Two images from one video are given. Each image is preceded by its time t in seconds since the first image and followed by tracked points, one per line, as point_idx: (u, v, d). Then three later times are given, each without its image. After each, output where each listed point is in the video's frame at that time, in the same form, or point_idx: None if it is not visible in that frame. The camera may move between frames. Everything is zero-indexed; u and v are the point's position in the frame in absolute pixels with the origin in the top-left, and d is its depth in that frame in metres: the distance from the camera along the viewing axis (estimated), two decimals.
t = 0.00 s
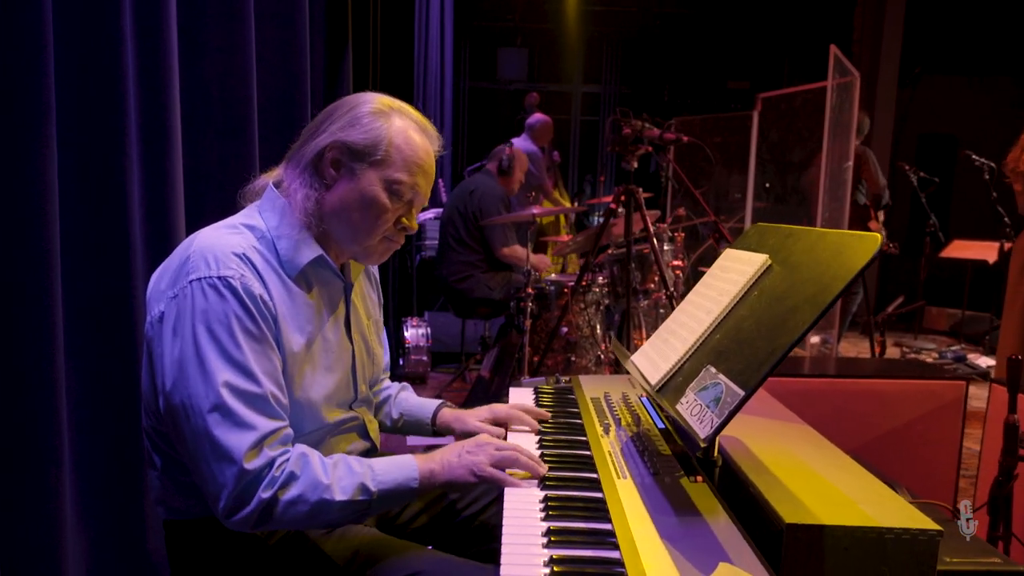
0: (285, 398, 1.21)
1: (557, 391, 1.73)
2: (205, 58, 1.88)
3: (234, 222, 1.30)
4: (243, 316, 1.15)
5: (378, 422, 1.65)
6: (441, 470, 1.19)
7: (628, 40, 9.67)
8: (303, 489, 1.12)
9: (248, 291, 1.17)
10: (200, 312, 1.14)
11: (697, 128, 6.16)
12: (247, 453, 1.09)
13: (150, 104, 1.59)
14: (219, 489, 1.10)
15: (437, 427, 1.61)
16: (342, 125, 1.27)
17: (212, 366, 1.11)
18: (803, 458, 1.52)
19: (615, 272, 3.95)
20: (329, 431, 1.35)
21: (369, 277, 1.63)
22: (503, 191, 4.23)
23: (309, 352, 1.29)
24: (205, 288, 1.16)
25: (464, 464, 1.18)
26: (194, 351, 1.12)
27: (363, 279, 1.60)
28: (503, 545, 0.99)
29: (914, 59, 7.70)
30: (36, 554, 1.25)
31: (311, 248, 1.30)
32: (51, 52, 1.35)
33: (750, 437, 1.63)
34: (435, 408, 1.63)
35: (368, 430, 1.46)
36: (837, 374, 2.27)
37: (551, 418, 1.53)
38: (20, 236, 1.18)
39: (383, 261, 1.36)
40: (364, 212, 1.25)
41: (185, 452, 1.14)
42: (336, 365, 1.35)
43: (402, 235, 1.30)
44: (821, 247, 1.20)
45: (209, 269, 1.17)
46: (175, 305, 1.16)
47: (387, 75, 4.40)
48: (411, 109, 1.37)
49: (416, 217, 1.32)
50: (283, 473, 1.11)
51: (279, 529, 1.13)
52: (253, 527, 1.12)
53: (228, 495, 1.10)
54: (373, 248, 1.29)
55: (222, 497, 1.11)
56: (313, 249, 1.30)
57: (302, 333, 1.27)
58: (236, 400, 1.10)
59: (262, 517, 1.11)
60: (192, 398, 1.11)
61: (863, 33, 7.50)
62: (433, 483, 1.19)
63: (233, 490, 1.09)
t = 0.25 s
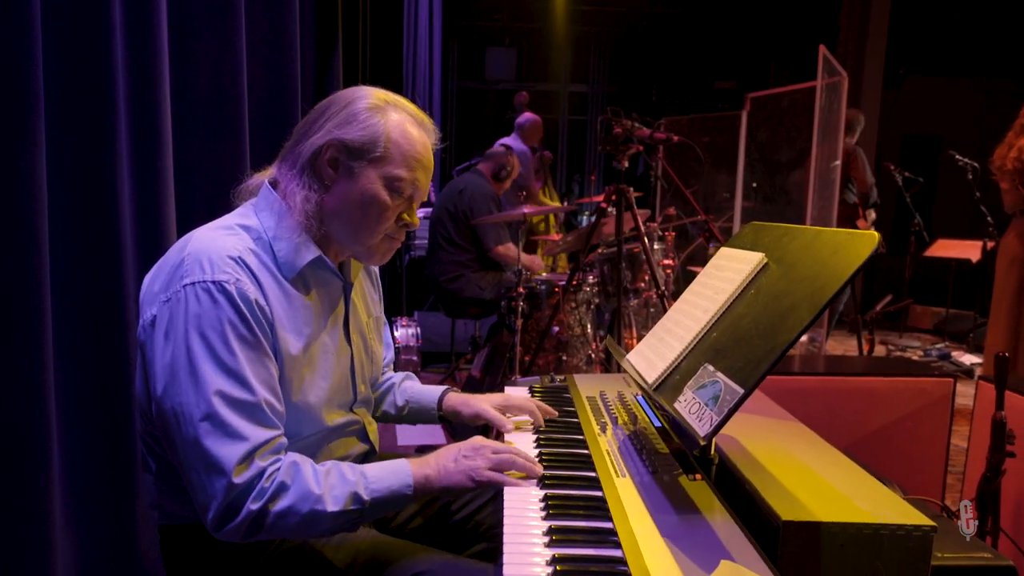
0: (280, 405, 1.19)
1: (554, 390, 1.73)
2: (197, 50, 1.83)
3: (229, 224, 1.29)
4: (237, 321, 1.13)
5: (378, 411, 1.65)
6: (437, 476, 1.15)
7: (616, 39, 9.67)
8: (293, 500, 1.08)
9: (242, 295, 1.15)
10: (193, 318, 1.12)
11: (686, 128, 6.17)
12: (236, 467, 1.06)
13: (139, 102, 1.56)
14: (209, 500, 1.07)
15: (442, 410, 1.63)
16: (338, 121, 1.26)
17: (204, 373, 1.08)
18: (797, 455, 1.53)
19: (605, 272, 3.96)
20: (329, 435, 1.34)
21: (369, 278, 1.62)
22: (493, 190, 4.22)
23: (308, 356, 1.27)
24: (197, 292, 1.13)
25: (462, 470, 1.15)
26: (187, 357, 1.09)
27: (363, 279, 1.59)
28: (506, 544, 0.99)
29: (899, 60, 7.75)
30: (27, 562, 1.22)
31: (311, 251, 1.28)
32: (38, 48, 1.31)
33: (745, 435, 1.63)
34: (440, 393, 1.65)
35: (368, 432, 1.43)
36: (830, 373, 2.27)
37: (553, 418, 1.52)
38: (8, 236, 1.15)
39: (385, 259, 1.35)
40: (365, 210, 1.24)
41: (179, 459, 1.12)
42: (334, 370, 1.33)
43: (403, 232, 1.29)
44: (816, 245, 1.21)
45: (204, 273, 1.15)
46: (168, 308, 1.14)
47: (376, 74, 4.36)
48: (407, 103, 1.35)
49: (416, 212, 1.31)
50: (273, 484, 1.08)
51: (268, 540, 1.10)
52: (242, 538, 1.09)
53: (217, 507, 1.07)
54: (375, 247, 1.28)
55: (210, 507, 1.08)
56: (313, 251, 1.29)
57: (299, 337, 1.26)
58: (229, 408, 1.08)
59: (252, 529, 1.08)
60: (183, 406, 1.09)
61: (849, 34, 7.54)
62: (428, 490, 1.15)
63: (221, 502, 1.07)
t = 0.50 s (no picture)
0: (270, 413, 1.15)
1: (546, 389, 1.73)
2: (186, 47, 1.81)
3: (222, 226, 1.27)
4: (227, 329, 1.10)
5: (373, 419, 1.65)
6: (435, 497, 1.08)
7: (601, 39, 9.69)
8: (275, 515, 1.02)
9: (232, 301, 1.12)
10: (181, 324, 1.09)
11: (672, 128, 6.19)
12: (215, 482, 1.03)
13: (127, 101, 1.54)
14: (191, 511, 1.04)
15: (433, 425, 1.60)
16: (332, 130, 1.22)
17: (191, 381, 1.05)
18: (789, 453, 1.53)
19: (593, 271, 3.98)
20: (322, 440, 1.32)
21: (364, 278, 1.61)
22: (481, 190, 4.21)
23: (303, 361, 1.25)
24: (186, 298, 1.10)
25: (463, 491, 1.07)
26: (174, 365, 1.07)
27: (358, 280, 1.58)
28: (504, 545, 0.99)
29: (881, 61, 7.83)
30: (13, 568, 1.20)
31: (305, 256, 1.27)
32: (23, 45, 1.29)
33: (737, 434, 1.64)
34: (432, 407, 1.63)
35: (362, 436, 1.43)
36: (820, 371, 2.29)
37: (546, 417, 1.52)
38: None
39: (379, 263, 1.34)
40: (361, 218, 1.23)
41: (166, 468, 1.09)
42: (328, 373, 1.32)
43: (398, 237, 1.29)
44: (810, 244, 1.22)
45: (194, 278, 1.12)
46: (156, 313, 1.11)
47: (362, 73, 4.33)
48: (400, 102, 1.32)
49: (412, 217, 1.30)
50: (255, 496, 1.03)
51: (249, 553, 1.05)
52: (224, 550, 1.05)
53: (198, 519, 1.03)
54: (370, 253, 1.27)
55: (193, 518, 1.04)
56: (307, 255, 1.27)
57: (293, 344, 1.23)
58: (216, 418, 1.04)
59: (232, 542, 1.03)
60: (169, 415, 1.05)
61: (832, 35, 7.61)
62: (426, 511, 1.08)
63: (201, 515, 1.03)
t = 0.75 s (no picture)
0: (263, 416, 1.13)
1: (541, 388, 1.73)
2: (176, 43, 1.79)
3: (215, 225, 1.25)
4: (220, 329, 1.09)
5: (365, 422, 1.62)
6: (435, 490, 1.07)
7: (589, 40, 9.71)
8: (270, 514, 1.01)
9: (225, 302, 1.11)
10: (173, 323, 1.08)
11: (661, 127, 6.21)
12: (206, 483, 1.01)
13: (116, 98, 1.52)
14: (184, 514, 1.02)
15: (427, 429, 1.58)
16: (323, 127, 1.21)
17: (183, 382, 1.03)
18: (787, 451, 1.53)
19: (583, 270, 3.97)
20: (317, 442, 1.30)
21: (360, 277, 1.60)
22: (470, 189, 4.21)
23: (297, 362, 1.24)
24: (179, 298, 1.09)
25: (463, 481, 1.06)
26: (166, 366, 1.05)
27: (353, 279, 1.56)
28: (509, 546, 0.98)
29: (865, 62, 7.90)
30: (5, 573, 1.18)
31: (300, 255, 1.25)
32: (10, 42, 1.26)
33: (734, 432, 1.63)
34: (426, 411, 1.60)
35: (358, 437, 1.42)
36: (810, 367, 2.32)
37: (540, 415, 1.52)
38: None
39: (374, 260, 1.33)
40: (355, 214, 1.21)
41: (157, 472, 1.07)
42: (323, 373, 1.31)
43: (393, 233, 1.27)
44: (807, 241, 1.23)
45: (186, 277, 1.11)
46: (149, 313, 1.10)
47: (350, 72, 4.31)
48: (393, 95, 1.30)
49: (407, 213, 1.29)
50: (249, 495, 1.01)
51: (242, 557, 1.04)
52: (217, 554, 1.03)
53: (190, 522, 1.02)
54: (364, 251, 1.26)
55: (186, 521, 1.02)
56: (301, 254, 1.25)
57: (287, 344, 1.22)
58: (207, 421, 1.03)
59: (227, 544, 1.02)
60: (159, 417, 1.04)
61: (817, 36, 7.67)
62: (426, 505, 1.07)
63: (194, 517, 1.01)
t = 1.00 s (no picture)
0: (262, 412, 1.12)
1: (537, 386, 1.73)
2: (167, 40, 1.77)
3: (212, 220, 1.24)
4: (220, 324, 1.07)
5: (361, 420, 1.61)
6: (437, 488, 1.07)
7: (577, 39, 9.71)
8: (275, 510, 1.01)
9: (224, 296, 1.10)
10: (172, 318, 1.06)
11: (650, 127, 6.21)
12: (210, 479, 1.00)
13: (109, 94, 1.50)
14: (184, 512, 1.01)
15: (423, 426, 1.58)
16: (322, 116, 1.21)
17: (183, 377, 1.02)
18: (783, 448, 1.54)
19: (574, 268, 3.96)
20: (313, 440, 1.29)
21: (354, 275, 1.59)
22: (461, 189, 4.19)
23: (295, 358, 1.23)
24: (177, 293, 1.08)
25: (464, 484, 1.07)
26: (165, 360, 1.04)
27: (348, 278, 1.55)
28: (514, 544, 0.98)
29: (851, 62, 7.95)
30: None
31: (296, 250, 1.24)
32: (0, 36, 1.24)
33: (731, 429, 1.64)
34: (422, 407, 1.59)
35: (355, 437, 1.42)
36: (803, 364, 2.33)
37: (537, 412, 1.54)
38: None
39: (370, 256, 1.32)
40: (352, 208, 1.20)
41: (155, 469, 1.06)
42: (319, 370, 1.30)
43: (389, 228, 1.26)
44: (804, 239, 1.24)
45: (184, 271, 1.10)
46: (147, 308, 1.08)
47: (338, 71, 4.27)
48: (393, 92, 1.30)
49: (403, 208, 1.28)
50: (253, 491, 1.01)
51: (247, 554, 1.03)
52: (221, 552, 1.02)
53: (192, 519, 1.00)
54: (360, 245, 1.25)
55: (187, 518, 1.01)
56: (299, 250, 1.24)
57: (284, 339, 1.21)
58: (208, 416, 1.01)
59: (231, 541, 1.01)
60: (158, 413, 1.02)
61: (804, 37, 7.71)
62: (428, 502, 1.07)
63: (195, 514, 1.00)
